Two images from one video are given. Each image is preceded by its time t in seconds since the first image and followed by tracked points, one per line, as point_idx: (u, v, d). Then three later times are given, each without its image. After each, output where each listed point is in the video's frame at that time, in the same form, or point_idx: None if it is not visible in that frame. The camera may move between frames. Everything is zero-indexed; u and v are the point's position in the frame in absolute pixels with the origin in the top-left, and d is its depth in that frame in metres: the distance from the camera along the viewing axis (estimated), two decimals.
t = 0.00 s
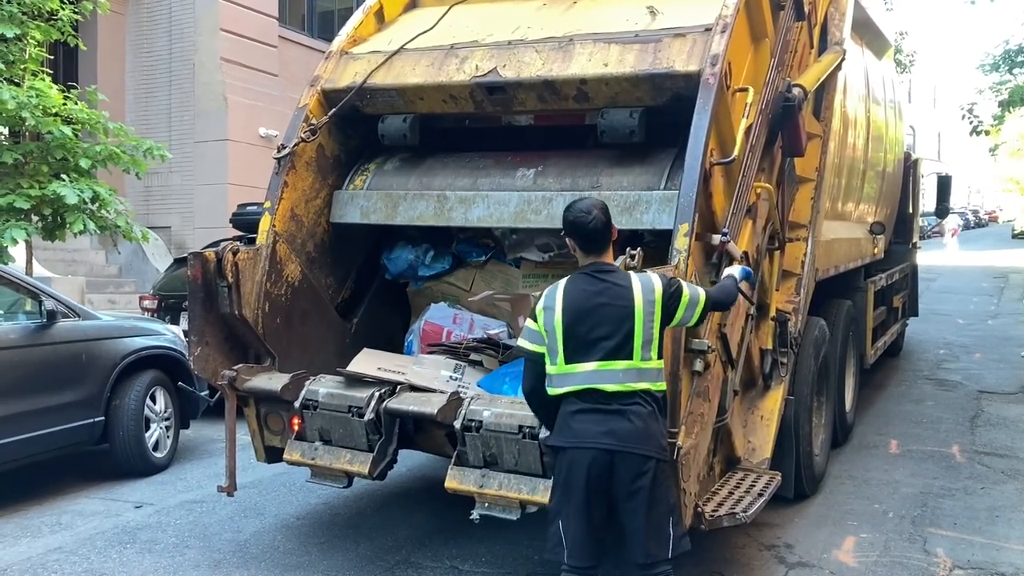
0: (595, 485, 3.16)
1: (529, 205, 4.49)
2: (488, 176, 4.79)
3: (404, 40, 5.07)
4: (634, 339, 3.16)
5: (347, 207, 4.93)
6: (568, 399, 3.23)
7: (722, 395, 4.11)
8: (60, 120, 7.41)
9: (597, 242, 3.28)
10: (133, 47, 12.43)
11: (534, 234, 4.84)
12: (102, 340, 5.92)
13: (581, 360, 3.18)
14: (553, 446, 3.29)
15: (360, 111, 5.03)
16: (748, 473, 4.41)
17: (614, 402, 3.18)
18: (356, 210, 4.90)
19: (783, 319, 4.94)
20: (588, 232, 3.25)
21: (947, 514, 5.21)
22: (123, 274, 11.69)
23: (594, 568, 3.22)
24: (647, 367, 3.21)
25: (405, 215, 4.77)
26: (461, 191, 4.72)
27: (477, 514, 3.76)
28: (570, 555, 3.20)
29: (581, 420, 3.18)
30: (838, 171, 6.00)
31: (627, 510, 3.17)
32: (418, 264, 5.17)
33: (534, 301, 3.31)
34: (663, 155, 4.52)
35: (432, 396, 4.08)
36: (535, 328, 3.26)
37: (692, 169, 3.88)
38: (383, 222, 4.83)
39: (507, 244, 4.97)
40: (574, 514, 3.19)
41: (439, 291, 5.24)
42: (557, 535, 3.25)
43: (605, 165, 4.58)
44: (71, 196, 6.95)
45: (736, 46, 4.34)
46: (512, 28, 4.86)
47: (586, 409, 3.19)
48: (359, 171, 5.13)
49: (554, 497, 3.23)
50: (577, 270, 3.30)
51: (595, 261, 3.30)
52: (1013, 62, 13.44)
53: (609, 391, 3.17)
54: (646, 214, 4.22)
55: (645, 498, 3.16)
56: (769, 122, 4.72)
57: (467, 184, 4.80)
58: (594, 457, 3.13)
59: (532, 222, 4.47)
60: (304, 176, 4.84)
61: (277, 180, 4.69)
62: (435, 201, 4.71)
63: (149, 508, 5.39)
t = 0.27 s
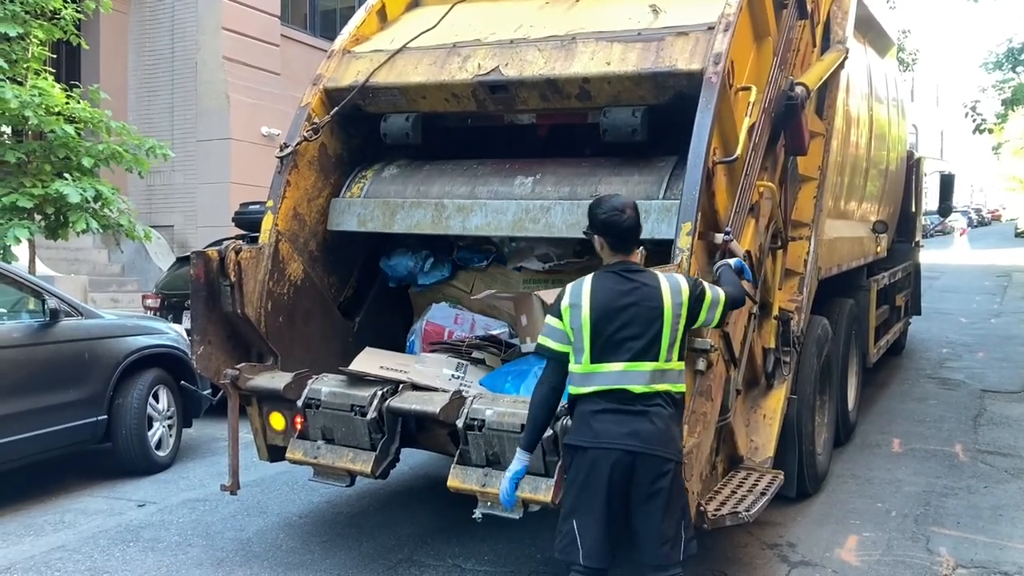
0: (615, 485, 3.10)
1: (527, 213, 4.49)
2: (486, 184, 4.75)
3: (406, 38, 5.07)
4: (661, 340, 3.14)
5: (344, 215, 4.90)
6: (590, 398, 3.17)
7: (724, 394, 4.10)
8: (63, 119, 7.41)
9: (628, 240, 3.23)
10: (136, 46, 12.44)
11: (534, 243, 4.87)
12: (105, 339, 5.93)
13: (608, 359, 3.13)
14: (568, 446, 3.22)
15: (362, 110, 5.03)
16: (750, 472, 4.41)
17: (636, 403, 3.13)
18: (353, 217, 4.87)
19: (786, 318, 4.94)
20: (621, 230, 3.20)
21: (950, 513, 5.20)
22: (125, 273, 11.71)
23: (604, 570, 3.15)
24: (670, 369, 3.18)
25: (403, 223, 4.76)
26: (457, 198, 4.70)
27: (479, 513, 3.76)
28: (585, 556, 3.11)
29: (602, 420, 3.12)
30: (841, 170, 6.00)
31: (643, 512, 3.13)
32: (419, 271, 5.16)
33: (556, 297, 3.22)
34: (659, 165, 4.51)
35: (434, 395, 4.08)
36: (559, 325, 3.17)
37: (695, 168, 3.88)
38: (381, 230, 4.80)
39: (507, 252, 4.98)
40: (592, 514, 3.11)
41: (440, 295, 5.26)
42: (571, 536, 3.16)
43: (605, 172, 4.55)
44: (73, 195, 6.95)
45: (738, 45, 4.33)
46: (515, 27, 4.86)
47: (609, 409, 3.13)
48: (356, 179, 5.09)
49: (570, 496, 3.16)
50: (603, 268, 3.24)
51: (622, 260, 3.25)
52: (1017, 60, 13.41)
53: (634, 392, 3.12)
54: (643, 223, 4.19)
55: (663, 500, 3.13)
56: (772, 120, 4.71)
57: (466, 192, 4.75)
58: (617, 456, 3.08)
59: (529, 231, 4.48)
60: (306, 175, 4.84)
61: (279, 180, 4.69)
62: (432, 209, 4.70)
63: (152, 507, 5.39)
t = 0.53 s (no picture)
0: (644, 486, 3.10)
1: (525, 222, 4.44)
2: (485, 192, 4.70)
3: (408, 37, 5.06)
4: (687, 341, 3.18)
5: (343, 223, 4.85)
6: (615, 398, 3.14)
7: (727, 392, 4.09)
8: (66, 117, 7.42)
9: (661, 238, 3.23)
10: (138, 45, 12.45)
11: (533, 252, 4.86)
12: (108, 337, 5.93)
13: (637, 358, 3.12)
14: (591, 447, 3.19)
15: (365, 109, 5.03)
16: (753, 471, 4.41)
17: (663, 404, 3.14)
18: (351, 225, 4.82)
19: (788, 316, 4.93)
20: (654, 226, 3.21)
21: (953, 512, 5.19)
22: (128, 272, 11.71)
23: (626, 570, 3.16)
24: (695, 370, 3.21)
25: (401, 230, 4.72)
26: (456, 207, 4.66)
27: (482, 511, 3.76)
28: (614, 559, 3.10)
29: (630, 422, 3.11)
30: (844, 169, 5.99)
31: (668, 512, 3.16)
32: (418, 279, 5.11)
33: (582, 293, 3.21)
34: (658, 174, 4.41)
35: (437, 393, 4.08)
36: (586, 321, 3.15)
37: (698, 165, 3.88)
38: (379, 238, 4.76)
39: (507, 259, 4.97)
40: (621, 516, 3.10)
41: (440, 301, 5.24)
42: (597, 538, 3.14)
43: (604, 181, 4.48)
44: (76, 194, 6.96)
45: (742, 43, 4.33)
46: (517, 25, 4.85)
47: (637, 410, 3.12)
48: (355, 187, 5.07)
49: (596, 498, 3.14)
50: (632, 264, 3.23)
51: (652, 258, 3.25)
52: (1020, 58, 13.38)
53: (663, 392, 3.12)
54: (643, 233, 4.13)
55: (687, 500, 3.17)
56: (775, 119, 4.71)
57: (464, 201, 4.70)
58: (647, 457, 3.08)
59: (529, 240, 4.42)
60: (309, 173, 4.84)
61: (282, 179, 4.69)
62: (431, 217, 4.65)
63: (155, 505, 5.40)
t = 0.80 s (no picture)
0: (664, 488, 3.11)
1: (523, 231, 4.39)
2: (481, 204, 4.67)
3: (410, 36, 5.07)
4: (709, 341, 3.16)
5: (339, 231, 4.83)
6: (637, 399, 3.14)
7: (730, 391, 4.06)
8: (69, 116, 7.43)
9: (682, 236, 3.27)
10: (141, 44, 12.46)
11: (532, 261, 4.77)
12: (111, 336, 5.94)
13: (659, 357, 3.12)
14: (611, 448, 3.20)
15: (367, 107, 5.04)
16: (754, 470, 4.41)
17: (683, 406, 3.14)
18: (348, 233, 4.79)
19: (790, 315, 4.94)
20: (674, 224, 3.24)
21: (955, 511, 5.19)
22: (131, 270, 11.73)
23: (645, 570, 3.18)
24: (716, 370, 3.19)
25: (398, 240, 4.67)
26: (454, 216, 4.62)
27: (484, 509, 3.77)
28: (633, 559, 3.13)
29: (651, 423, 3.11)
30: (846, 168, 5.99)
31: (687, 513, 3.17)
32: (419, 285, 5.04)
33: (603, 292, 3.22)
34: (656, 183, 4.41)
35: (439, 392, 4.08)
36: (607, 321, 3.16)
37: (700, 163, 3.89)
38: (376, 246, 4.73)
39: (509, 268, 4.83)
40: (640, 517, 3.12)
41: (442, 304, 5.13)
42: (616, 538, 3.16)
43: (601, 190, 4.50)
44: (79, 193, 6.97)
45: (744, 42, 4.33)
46: (519, 24, 4.85)
47: (657, 411, 3.12)
48: (351, 194, 5.04)
49: (614, 499, 3.16)
50: (653, 262, 3.26)
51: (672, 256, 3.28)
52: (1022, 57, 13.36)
53: (684, 392, 3.12)
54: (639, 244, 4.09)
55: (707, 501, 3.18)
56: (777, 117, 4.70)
57: (462, 210, 4.68)
58: (667, 459, 3.09)
59: (526, 249, 4.37)
60: (311, 172, 4.84)
61: (285, 177, 4.70)
62: (428, 226, 4.61)
63: (158, 504, 5.41)
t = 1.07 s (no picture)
0: (674, 487, 3.11)
1: (520, 239, 4.36)
2: (478, 212, 4.64)
3: (413, 34, 5.06)
4: (723, 340, 3.17)
5: (334, 238, 4.78)
6: (648, 398, 3.15)
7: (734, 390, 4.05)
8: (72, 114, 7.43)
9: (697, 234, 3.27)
10: (144, 42, 12.46)
11: (529, 270, 4.60)
12: (113, 334, 5.95)
13: (672, 356, 3.13)
14: (621, 446, 3.20)
15: (370, 105, 5.04)
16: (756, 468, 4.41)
17: (695, 405, 3.14)
18: (344, 241, 4.75)
19: (793, 313, 4.95)
20: (689, 223, 3.25)
21: (958, 509, 5.19)
22: (133, 269, 11.74)
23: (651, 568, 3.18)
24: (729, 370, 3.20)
25: (395, 247, 4.64)
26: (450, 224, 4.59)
27: (486, 507, 3.78)
28: (641, 557, 3.13)
29: (662, 422, 3.12)
30: (849, 165, 5.98)
31: (695, 511, 3.18)
32: (418, 292, 4.94)
33: (616, 290, 3.22)
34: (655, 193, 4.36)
35: (442, 389, 4.08)
36: (621, 318, 3.16)
37: (702, 160, 3.89)
38: (373, 254, 4.69)
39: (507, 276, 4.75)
40: (649, 516, 3.12)
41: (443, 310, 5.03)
42: (624, 536, 3.16)
43: (599, 198, 4.43)
44: (82, 191, 6.97)
45: (746, 39, 4.33)
46: (521, 21, 4.85)
47: (668, 410, 3.12)
48: (348, 201, 5.00)
49: (624, 497, 3.16)
50: (667, 261, 3.26)
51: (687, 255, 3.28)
52: None
53: (697, 391, 3.13)
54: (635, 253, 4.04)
55: (715, 500, 3.18)
56: (779, 114, 4.69)
57: (458, 218, 4.66)
58: (678, 459, 3.09)
59: (523, 257, 4.34)
60: (313, 171, 4.84)
61: (287, 175, 4.70)
62: (424, 233, 4.58)
63: (161, 501, 5.42)
